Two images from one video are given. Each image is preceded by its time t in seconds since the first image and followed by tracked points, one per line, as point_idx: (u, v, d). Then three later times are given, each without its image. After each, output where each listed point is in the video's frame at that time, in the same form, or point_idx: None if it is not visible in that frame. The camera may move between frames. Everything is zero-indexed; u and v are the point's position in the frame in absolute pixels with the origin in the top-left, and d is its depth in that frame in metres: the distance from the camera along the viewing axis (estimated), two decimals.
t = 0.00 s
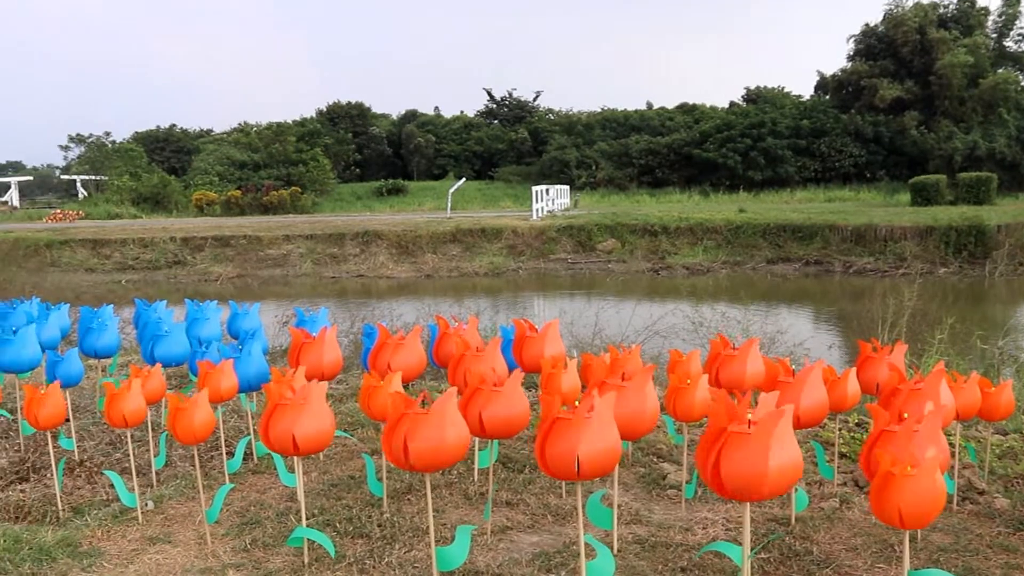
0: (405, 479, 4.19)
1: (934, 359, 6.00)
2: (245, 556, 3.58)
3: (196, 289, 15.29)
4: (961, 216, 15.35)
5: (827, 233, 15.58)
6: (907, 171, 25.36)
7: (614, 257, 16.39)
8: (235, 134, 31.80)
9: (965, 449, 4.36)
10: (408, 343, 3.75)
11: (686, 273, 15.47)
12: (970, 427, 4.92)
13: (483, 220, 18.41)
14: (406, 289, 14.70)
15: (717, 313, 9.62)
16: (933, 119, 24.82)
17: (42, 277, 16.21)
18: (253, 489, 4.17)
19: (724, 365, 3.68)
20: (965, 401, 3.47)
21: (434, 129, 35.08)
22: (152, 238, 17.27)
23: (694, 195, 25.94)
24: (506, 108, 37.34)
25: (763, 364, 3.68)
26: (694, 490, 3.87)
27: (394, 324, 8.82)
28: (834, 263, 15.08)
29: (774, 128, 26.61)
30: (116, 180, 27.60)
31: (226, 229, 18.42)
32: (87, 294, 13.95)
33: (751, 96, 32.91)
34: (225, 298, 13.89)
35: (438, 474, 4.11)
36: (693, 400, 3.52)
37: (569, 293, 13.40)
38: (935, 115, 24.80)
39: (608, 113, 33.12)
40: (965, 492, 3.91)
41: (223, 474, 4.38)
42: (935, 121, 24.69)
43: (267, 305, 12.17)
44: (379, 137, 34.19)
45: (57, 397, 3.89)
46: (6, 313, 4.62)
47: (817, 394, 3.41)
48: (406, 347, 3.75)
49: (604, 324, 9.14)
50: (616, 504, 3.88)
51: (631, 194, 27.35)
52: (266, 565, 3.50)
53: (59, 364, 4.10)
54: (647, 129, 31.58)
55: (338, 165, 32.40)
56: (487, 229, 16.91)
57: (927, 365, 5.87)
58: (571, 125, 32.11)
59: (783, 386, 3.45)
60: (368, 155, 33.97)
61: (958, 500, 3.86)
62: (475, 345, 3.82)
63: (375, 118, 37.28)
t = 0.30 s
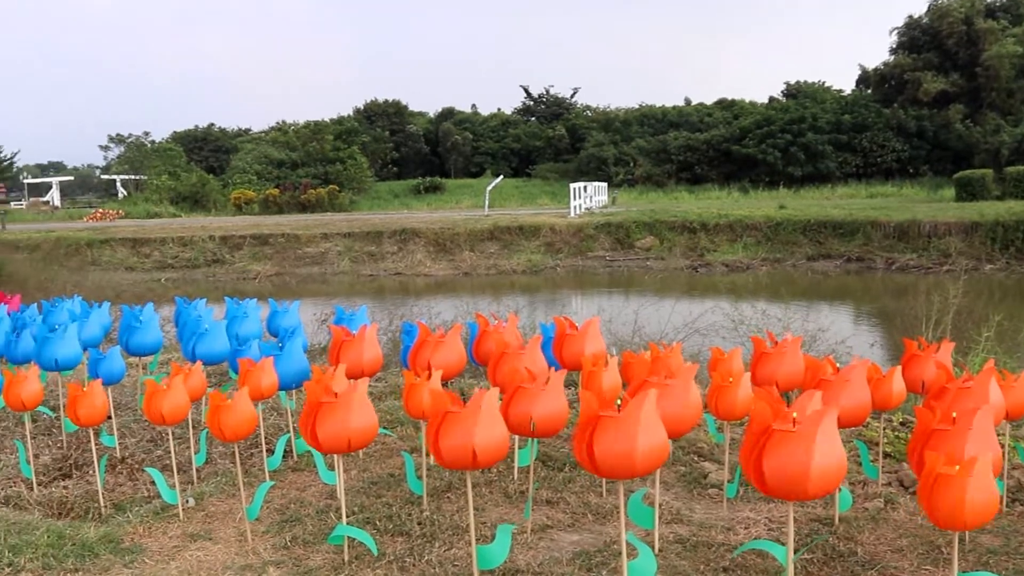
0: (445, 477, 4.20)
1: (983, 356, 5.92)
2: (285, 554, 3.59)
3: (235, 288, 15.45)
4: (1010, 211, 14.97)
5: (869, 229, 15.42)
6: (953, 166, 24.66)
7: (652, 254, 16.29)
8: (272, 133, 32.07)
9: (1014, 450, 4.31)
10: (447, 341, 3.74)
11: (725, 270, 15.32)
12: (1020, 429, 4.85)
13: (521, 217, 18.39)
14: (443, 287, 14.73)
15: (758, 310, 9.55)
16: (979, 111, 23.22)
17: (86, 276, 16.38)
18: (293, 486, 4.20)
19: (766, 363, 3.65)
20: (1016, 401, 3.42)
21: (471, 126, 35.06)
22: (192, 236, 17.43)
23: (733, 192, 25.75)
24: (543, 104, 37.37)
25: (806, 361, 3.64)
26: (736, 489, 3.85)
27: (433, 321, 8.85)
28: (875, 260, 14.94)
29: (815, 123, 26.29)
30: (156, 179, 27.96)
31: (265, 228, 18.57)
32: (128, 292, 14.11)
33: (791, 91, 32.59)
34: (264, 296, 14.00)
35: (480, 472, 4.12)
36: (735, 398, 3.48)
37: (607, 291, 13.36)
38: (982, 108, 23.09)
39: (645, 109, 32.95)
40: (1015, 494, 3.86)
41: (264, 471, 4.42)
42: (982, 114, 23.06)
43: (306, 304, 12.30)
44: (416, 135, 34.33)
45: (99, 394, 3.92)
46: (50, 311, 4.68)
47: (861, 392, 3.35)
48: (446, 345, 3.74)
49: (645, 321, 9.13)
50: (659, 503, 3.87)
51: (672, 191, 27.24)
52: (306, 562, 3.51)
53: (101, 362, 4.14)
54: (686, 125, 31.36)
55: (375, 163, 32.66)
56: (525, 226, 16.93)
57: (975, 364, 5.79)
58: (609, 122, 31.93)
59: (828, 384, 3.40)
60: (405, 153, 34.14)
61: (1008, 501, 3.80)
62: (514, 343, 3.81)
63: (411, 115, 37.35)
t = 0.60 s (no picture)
0: (480, 476, 4.20)
1: None
2: (321, 552, 3.59)
3: (268, 287, 15.58)
4: None
5: (906, 224, 15.33)
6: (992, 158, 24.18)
7: (686, 250, 16.22)
8: (305, 133, 32.15)
9: None
10: (483, 339, 3.73)
11: (760, 265, 15.23)
12: None
13: (555, 214, 18.38)
14: (477, 284, 14.78)
15: (794, 307, 9.47)
16: None
17: (123, 275, 16.49)
18: (328, 485, 4.22)
19: (804, 360, 3.62)
20: None
21: (504, 124, 35.08)
22: (225, 236, 17.56)
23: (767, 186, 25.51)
24: (574, 102, 37.55)
25: (845, 357, 3.61)
26: (774, 487, 3.82)
27: (467, 319, 8.88)
28: (913, 254, 14.83)
29: (849, 117, 25.93)
30: (189, 180, 28.23)
31: (298, 227, 18.66)
32: (162, 291, 14.22)
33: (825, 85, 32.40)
34: (297, 295, 14.10)
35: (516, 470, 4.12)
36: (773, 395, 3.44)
37: (641, 288, 13.30)
38: None
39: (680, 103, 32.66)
40: None
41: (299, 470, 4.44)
42: None
43: (340, 303, 12.44)
44: (449, 134, 34.44)
45: (136, 393, 3.94)
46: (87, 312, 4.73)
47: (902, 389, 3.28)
48: (481, 343, 3.73)
49: (679, 319, 9.08)
50: (696, 501, 3.85)
51: (705, 186, 27.04)
52: (342, 561, 3.50)
53: (137, 362, 4.16)
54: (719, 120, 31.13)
55: (407, 161, 32.89)
56: (557, 224, 16.93)
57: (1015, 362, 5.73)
58: (642, 118, 31.77)
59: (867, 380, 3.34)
60: (437, 151, 34.27)
61: None
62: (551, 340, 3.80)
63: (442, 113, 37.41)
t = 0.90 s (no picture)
0: (516, 474, 4.21)
1: None
2: (356, 549, 3.61)
3: (301, 284, 15.69)
4: None
5: (945, 222, 15.22)
6: None
7: (721, 249, 16.14)
8: (338, 130, 32.29)
9: None
10: (519, 337, 3.73)
11: (795, 263, 15.14)
12: None
13: (588, 212, 18.34)
14: (510, 282, 14.78)
15: (831, 305, 9.41)
16: None
17: (159, 271, 16.60)
18: (364, 482, 4.25)
19: (845, 359, 3.59)
20: None
21: (537, 122, 35.12)
22: (259, 233, 17.63)
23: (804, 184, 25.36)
24: (609, 99, 37.41)
25: (884, 356, 3.58)
26: (812, 488, 3.80)
27: (503, 316, 8.91)
28: (951, 253, 14.66)
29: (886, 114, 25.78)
30: (223, 177, 28.46)
31: (332, 225, 18.74)
32: (197, 287, 14.34)
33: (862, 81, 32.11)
34: (332, 292, 14.20)
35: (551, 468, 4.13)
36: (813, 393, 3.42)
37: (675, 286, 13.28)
38: None
39: (713, 100, 32.42)
40: None
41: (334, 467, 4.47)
42: None
43: (373, 299, 12.52)
44: (482, 131, 34.60)
45: (172, 389, 3.95)
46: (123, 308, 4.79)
47: (945, 388, 3.24)
48: (518, 341, 3.73)
49: (714, 317, 9.06)
50: (733, 501, 3.83)
51: (739, 184, 26.94)
52: (378, 558, 3.52)
53: (174, 358, 4.19)
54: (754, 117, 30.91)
55: (441, 159, 33.03)
56: (591, 221, 16.88)
57: None
58: (676, 115, 31.68)
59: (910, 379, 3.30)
60: (471, 148, 34.40)
61: None
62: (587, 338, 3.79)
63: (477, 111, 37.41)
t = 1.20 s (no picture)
0: (549, 472, 4.22)
1: None
2: (390, 545, 3.62)
3: (334, 281, 15.76)
4: None
5: (983, 222, 15.03)
6: None
7: (753, 248, 16.04)
8: (367, 127, 32.38)
9: None
10: (553, 335, 3.73)
11: (829, 263, 15.04)
12: None
13: (621, 210, 18.28)
14: (542, 280, 14.77)
15: (865, 306, 9.37)
16: None
17: (192, 266, 16.70)
18: (397, 478, 4.27)
19: (882, 360, 3.56)
20: None
21: (569, 119, 35.13)
22: (292, 230, 17.72)
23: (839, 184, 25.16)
24: (641, 96, 37.18)
25: (922, 357, 3.55)
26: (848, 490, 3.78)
27: (535, 314, 8.92)
28: (989, 253, 14.46)
29: (924, 112, 25.53)
30: (255, 173, 28.63)
31: (364, 221, 18.79)
32: (230, 283, 14.44)
33: (897, 79, 31.73)
34: (367, 289, 14.26)
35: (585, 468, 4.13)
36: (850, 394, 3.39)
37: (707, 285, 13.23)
38: None
39: (743, 98, 32.18)
40: None
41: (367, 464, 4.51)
42: None
43: (407, 295, 12.53)
44: (514, 128, 34.60)
45: (206, 384, 3.98)
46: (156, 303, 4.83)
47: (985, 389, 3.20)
48: (552, 338, 3.73)
49: (748, 316, 9.04)
50: (768, 502, 3.82)
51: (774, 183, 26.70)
52: (411, 554, 3.53)
53: (207, 353, 4.22)
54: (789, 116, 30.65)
55: (472, 156, 33.04)
56: (624, 219, 16.82)
57: None
58: (710, 113, 31.54)
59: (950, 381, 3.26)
60: (502, 146, 34.38)
61: None
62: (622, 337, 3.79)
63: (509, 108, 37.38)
